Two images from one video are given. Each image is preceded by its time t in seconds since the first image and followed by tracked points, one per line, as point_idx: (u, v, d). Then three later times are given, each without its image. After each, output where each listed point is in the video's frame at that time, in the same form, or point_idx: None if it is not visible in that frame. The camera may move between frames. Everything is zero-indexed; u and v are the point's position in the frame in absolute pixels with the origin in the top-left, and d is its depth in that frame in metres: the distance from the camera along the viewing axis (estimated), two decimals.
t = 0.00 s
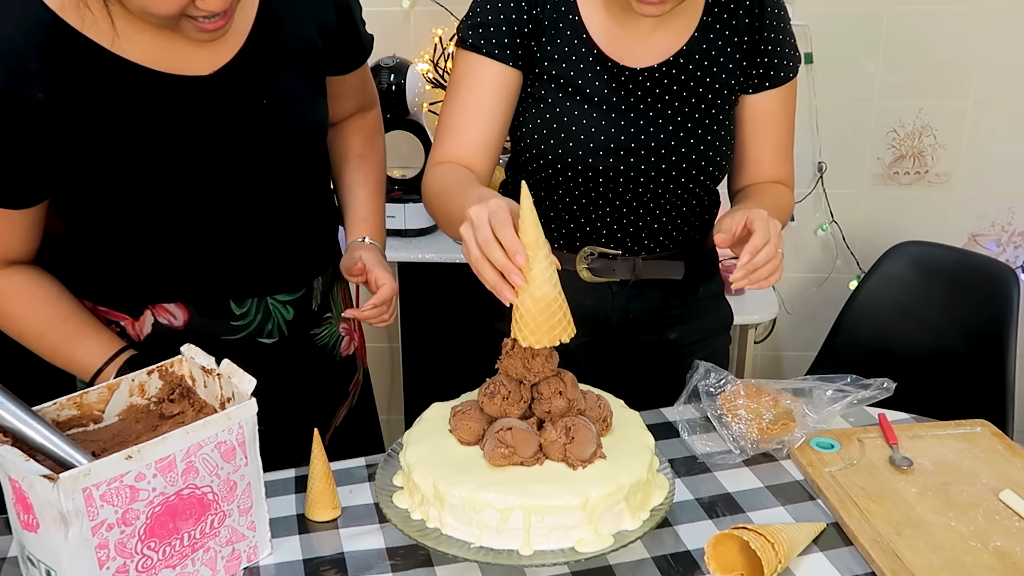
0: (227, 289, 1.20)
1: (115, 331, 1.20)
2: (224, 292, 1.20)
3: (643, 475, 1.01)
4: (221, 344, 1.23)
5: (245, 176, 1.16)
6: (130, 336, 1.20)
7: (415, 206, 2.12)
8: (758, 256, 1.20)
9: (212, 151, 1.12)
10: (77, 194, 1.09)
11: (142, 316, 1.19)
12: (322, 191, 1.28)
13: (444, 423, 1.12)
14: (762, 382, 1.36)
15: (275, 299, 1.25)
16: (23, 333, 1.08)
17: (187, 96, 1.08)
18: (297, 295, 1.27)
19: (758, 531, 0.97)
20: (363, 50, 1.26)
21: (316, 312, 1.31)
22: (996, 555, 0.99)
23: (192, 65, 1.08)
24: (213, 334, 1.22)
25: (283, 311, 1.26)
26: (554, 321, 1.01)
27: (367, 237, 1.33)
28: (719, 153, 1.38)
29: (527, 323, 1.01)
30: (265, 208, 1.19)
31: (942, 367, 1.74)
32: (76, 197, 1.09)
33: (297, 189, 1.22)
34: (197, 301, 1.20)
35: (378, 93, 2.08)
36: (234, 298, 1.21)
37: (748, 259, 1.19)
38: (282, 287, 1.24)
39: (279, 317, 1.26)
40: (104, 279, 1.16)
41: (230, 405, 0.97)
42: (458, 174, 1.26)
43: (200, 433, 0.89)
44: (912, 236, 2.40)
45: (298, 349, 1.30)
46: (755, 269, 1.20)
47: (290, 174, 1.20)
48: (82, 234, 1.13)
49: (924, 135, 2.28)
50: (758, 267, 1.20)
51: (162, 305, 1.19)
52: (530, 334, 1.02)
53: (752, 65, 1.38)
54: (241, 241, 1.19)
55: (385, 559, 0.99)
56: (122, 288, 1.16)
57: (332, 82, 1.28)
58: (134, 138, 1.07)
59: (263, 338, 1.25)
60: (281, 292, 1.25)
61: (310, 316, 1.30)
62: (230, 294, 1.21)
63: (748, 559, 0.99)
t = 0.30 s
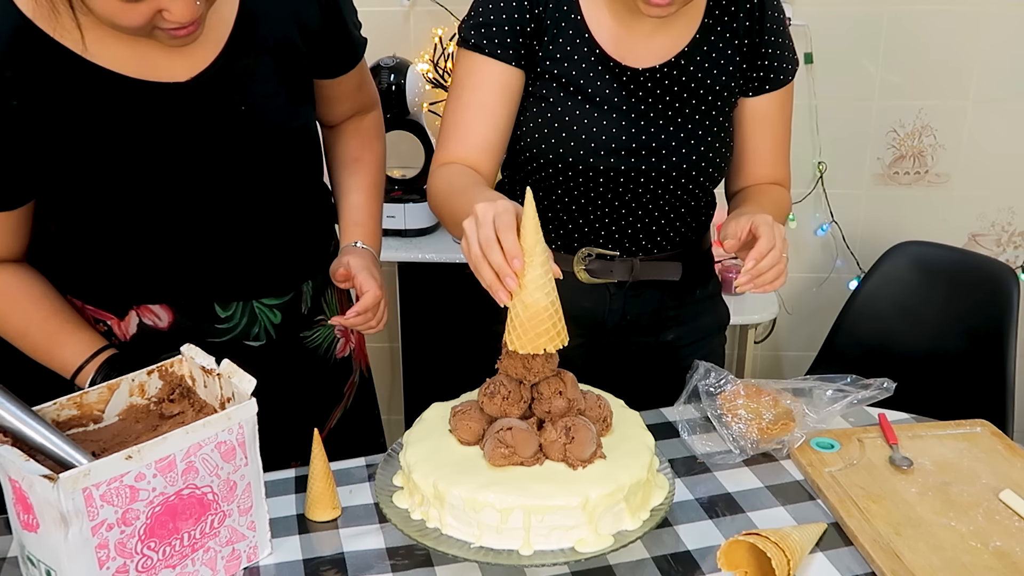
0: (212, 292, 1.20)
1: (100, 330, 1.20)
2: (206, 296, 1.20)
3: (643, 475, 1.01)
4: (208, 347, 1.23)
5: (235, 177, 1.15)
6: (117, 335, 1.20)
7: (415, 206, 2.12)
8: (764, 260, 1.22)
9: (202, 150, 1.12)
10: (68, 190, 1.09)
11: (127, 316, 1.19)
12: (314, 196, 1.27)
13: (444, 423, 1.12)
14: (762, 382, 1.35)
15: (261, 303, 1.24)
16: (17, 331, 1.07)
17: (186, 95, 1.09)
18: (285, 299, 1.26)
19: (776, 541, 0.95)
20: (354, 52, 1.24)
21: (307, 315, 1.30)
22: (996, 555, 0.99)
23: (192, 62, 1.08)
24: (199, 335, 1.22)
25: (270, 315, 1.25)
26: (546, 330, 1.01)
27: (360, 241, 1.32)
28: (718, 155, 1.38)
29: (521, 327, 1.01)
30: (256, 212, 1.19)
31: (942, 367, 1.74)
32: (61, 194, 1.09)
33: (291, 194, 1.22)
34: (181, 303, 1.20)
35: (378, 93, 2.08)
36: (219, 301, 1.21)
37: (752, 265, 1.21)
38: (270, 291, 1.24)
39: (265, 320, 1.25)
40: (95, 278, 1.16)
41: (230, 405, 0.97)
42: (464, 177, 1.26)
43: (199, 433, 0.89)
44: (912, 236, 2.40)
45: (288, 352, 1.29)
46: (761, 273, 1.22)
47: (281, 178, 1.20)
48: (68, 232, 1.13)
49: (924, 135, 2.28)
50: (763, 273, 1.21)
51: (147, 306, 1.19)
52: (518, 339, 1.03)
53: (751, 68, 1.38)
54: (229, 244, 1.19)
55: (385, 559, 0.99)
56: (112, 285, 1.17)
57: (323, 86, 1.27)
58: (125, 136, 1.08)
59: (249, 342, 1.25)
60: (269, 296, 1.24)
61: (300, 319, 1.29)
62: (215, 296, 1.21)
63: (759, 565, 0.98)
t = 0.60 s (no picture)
0: (203, 291, 1.20)
1: (93, 330, 1.20)
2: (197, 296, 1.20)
3: (643, 475, 1.01)
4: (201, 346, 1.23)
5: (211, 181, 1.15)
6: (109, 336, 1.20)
7: (415, 206, 2.12)
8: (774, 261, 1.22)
9: (194, 151, 1.12)
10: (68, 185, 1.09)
11: (119, 317, 1.19)
12: (305, 195, 1.27)
13: (444, 423, 1.12)
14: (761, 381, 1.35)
15: (253, 303, 1.24)
16: (10, 335, 1.08)
17: (183, 95, 1.09)
18: (277, 298, 1.25)
19: (800, 558, 0.94)
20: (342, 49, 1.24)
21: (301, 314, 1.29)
22: (996, 555, 0.99)
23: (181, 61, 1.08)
24: (191, 334, 1.22)
25: (261, 314, 1.25)
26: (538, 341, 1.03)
27: (352, 238, 1.31)
28: (724, 155, 1.38)
29: (514, 334, 1.03)
30: (247, 211, 1.19)
31: (942, 367, 1.74)
32: (55, 194, 1.10)
33: (281, 192, 1.22)
34: (172, 302, 1.20)
35: (378, 93, 2.08)
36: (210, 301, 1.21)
37: (762, 265, 1.21)
38: (261, 290, 1.23)
39: (258, 320, 1.25)
40: (89, 279, 1.16)
41: (231, 406, 0.97)
42: (471, 176, 1.26)
43: (199, 433, 0.89)
44: (911, 236, 2.40)
45: (283, 351, 1.29)
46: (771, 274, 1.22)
47: (272, 176, 1.20)
48: (62, 232, 1.13)
49: (924, 135, 2.28)
50: (772, 274, 1.22)
51: (138, 306, 1.19)
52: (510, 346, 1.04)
53: (758, 69, 1.38)
54: (220, 244, 1.19)
55: (385, 559, 0.99)
56: (106, 286, 1.17)
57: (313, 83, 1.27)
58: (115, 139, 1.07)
59: (242, 341, 1.25)
60: (260, 295, 1.24)
61: (294, 318, 1.29)
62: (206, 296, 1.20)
63: (775, 565, 0.99)
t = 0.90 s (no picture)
0: (197, 290, 1.20)
1: (87, 333, 1.20)
2: (193, 295, 1.20)
3: (643, 475, 1.01)
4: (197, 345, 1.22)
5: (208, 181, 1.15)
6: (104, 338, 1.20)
7: (415, 206, 2.12)
8: (781, 261, 1.22)
9: (188, 150, 1.12)
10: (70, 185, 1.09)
11: (113, 318, 1.19)
12: (299, 192, 1.27)
13: (444, 422, 1.12)
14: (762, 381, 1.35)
15: (249, 301, 1.23)
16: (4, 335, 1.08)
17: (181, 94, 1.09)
18: (272, 296, 1.25)
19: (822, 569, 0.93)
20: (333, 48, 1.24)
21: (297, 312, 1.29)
22: (996, 555, 0.99)
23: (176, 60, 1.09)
24: (186, 334, 1.21)
25: (257, 312, 1.24)
26: (535, 344, 1.03)
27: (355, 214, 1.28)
28: (728, 155, 1.38)
29: (511, 338, 1.03)
30: (241, 209, 1.19)
31: (943, 367, 1.74)
32: (49, 195, 1.10)
33: (275, 189, 1.22)
34: (167, 303, 1.19)
35: (378, 93, 2.08)
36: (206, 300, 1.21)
37: (769, 267, 1.21)
38: (256, 288, 1.23)
39: (253, 318, 1.24)
40: (83, 281, 1.16)
41: (231, 405, 0.97)
42: (472, 176, 1.26)
43: (199, 433, 0.89)
44: (911, 236, 2.40)
45: (280, 351, 1.29)
46: (777, 271, 1.22)
47: (265, 173, 1.20)
48: (56, 233, 1.13)
49: (924, 135, 2.28)
50: (779, 275, 1.22)
51: (133, 307, 1.18)
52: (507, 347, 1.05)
53: (762, 70, 1.39)
54: (205, 245, 1.18)
55: (385, 558, 0.99)
56: (99, 287, 1.16)
57: (309, 82, 1.27)
58: (114, 140, 1.08)
59: (238, 340, 1.24)
60: (255, 293, 1.23)
61: (290, 316, 1.28)
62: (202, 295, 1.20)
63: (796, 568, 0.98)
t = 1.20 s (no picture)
0: (192, 288, 1.20)
1: (82, 334, 1.19)
2: (188, 294, 1.20)
3: (643, 475, 1.01)
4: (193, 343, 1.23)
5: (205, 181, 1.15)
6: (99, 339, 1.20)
7: (415, 206, 2.12)
8: (782, 263, 1.22)
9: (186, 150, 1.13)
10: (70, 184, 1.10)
11: (108, 318, 1.19)
12: (295, 192, 1.27)
13: (444, 422, 1.12)
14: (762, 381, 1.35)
15: (243, 299, 1.23)
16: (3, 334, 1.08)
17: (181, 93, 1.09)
18: (267, 294, 1.25)
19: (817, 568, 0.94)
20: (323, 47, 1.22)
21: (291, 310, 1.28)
22: (996, 555, 0.99)
23: (166, 64, 1.09)
24: (181, 332, 1.21)
25: (252, 310, 1.24)
26: (534, 335, 1.03)
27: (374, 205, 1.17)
28: (729, 156, 1.38)
29: (510, 330, 1.03)
30: (228, 211, 1.18)
31: (943, 367, 1.74)
32: (44, 196, 1.10)
33: (269, 188, 1.22)
34: (163, 302, 1.20)
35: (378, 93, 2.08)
36: (200, 299, 1.21)
37: (770, 269, 1.21)
38: (252, 286, 1.23)
39: (248, 316, 1.24)
40: (79, 282, 1.16)
41: (231, 406, 0.97)
42: (473, 174, 1.26)
43: (199, 433, 0.89)
44: (911, 236, 2.40)
45: (274, 349, 1.28)
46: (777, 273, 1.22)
47: (260, 172, 1.20)
48: (52, 234, 1.13)
49: (924, 135, 2.28)
50: (779, 277, 1.22)
51: (127, 307, 1.19)
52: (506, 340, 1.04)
53: (763, 71, 1.39)
54: (201, 244, 1.18)
55: (385, 558, 0.99)
56: (99, 287, 1.17)
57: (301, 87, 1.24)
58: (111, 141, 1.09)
59: (233, 338, 1.24)
60: (250, 291, 1.23)
61: (285, 314, 1.28)
62: (196, 293, 1.20)
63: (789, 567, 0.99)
